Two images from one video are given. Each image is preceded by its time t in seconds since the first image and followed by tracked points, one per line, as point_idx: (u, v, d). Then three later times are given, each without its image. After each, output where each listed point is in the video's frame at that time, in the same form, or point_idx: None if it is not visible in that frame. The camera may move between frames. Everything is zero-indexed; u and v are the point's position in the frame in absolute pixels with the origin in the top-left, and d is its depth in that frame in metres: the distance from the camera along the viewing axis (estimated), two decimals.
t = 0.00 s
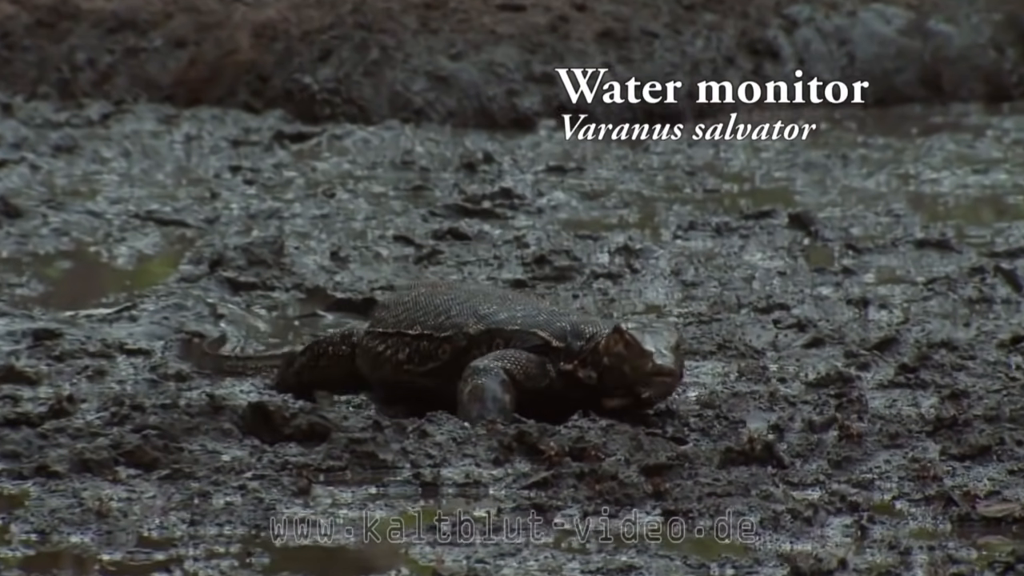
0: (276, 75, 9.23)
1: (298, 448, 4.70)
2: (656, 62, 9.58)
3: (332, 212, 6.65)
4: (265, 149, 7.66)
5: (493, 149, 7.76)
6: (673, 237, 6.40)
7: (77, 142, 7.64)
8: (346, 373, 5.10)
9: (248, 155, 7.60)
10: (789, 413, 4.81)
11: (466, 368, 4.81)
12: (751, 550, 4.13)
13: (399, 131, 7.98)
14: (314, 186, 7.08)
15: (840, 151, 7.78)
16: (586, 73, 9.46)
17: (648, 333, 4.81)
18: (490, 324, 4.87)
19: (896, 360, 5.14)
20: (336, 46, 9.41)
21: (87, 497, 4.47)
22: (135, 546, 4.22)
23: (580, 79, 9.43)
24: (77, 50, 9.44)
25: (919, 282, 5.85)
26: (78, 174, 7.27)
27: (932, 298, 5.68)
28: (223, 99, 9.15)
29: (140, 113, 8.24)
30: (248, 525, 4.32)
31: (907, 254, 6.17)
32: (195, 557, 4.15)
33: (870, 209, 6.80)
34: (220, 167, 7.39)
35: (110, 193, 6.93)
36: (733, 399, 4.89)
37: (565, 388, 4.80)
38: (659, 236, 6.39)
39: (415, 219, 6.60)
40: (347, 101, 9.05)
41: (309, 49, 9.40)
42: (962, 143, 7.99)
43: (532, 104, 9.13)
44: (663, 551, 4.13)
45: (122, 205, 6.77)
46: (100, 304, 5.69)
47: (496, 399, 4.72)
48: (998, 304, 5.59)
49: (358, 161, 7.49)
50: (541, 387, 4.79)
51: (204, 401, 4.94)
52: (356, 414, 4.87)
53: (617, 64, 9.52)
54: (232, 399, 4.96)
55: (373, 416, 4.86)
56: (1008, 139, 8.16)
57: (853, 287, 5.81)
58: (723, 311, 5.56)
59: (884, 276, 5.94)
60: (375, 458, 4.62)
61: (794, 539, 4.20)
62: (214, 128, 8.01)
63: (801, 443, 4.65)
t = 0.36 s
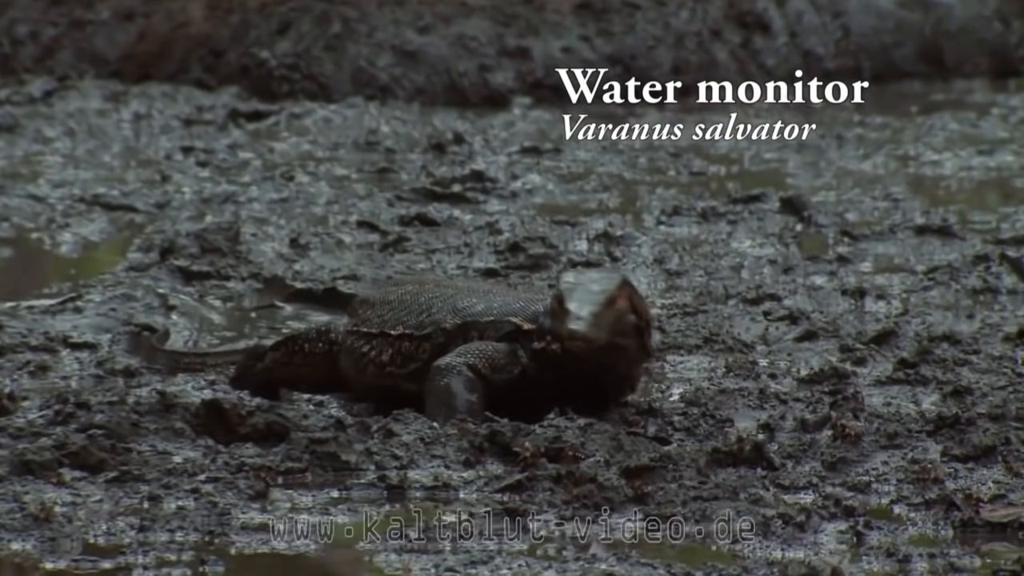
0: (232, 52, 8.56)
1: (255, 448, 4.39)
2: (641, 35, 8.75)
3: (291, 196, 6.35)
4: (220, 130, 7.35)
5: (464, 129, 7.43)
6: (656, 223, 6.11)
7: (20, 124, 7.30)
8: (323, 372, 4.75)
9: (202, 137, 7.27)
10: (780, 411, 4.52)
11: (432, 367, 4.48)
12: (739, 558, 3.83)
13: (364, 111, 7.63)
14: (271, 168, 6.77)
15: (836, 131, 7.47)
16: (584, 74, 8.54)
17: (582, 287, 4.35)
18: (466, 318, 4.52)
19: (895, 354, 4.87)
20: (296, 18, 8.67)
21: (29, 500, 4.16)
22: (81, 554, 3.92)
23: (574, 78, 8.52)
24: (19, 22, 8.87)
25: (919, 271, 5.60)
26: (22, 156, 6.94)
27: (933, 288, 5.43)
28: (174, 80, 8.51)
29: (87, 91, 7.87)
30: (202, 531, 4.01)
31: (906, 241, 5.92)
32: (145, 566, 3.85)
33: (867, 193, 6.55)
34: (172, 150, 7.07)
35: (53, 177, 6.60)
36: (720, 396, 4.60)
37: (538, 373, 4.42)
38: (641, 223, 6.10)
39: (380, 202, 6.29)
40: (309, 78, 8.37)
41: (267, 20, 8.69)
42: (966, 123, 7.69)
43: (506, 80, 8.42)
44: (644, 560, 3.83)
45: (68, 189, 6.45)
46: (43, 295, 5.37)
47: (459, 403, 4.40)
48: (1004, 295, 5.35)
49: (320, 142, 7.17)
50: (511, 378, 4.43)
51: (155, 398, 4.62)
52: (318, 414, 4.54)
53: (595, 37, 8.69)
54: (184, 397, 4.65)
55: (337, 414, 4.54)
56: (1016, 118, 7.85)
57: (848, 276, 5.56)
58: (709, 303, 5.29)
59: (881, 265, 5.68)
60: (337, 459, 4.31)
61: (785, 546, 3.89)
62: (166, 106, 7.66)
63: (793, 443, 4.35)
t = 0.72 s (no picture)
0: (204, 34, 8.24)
1: (231, 447, 4.22)
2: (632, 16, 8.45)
3: (267, 184, 6.18)
4: (193, 116, 7.16)
5: (447, 115, 7.25)
6: (647, 212, 5.94)
7: None
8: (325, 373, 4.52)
9: (175, 123, 7.08)
10: (776, 410, 4.36)
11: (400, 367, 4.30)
12: (734, 561, 3.66)
13: (343, 95, 7.43)
14: (246, 155, 6.59)
15: (834, 118, 7.29)
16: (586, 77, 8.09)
17: (473, 272, 4.20)
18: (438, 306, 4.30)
19: (896, 350, 4.74)
20: None
21: None
22: (49, 556, 3.74)
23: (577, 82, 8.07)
24: None
25: (921, 263, 5.46)
26: None
27: (936, 281, 5.29)
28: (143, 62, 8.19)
29: (55, 75, 7.66)
30: (176, 533, 3.84)
31: (908, 231, 5.78)
32: (116, 568, 3.67)
33: (866, 181, 6.41)
34: (143, 137, 6.88)
35: (19, 165, 6.42)
36: (713, 394, 4.44)
37: (498, 358, 4.24)
38: (632, 213, 5.93)
39: (359, 190, 6.11)
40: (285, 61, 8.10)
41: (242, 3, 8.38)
42: (971, 109, 7.52)
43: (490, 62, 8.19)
44: (636, 562, 3.66)
45: (36, 177, 6.26)
46: (9, 287, 5.20)
47: (429, 402, 4.21)
48: (1010, 288, 5.21)
49: (297, 128, 6.99)
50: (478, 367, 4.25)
51: (126, 396, 4.45)
52: (296, 413, 4.37)
53: (584, 19, 8.40)
54: (156, 394, 4.48)
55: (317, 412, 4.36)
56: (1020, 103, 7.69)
57: (848, 268, 5.42)
58: (703, 296, 5.14)
59: (882, 257, 5.54)
60: (316, 459, 4.14)
61: (782, 549, 3.72)
62: (138, 91, 7.46)
63: (790, 442, 4.19)
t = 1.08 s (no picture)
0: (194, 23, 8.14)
1: (221, 444, 4.15)
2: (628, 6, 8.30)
3: (258, 177, 6.11)
4: (183, 109, 7.08)
5: (441, 107, 7.18)
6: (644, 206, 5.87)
7: None
8: (325, 367, 4.27)
9: (165, 115, 7.01)
10: (775, 406, 4.31)
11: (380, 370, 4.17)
12: (733, 560, 3.60)
13: (336, 87, 7.35)
14: (236, 148, 6.52)
15: (834, 110, 7.22)
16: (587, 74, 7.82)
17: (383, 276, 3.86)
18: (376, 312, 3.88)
19: (896, 345, 4.69)
20: None
21: None
22: (38, 556, 3.68)
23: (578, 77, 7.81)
24: None
25: (922, 257, 5.40)
26: None
27: (937, 275, 5.23)
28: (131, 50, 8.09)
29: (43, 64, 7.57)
30: (166, 532, 3.77)
31: (909, 224, 5.72)
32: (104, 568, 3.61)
33: (867, 174, 6.35)
34: (132, 129, 6.81)
35: (7, 158, 6.35)
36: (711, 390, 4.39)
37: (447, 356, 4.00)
38: (629, 206, 5.86)
39: (352, 183, 6.04)
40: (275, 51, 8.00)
41: None
42: (971, 101, 7.45)
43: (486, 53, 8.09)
44: (634, 561, 3.59)
45: (24, 170, 6.20)
46: None
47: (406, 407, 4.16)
48: (1012, 282, 5.16)
49: (287, 120, 6.92)
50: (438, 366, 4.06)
51: (115, 392, 4.38)
52: (288, 408, 4.30)
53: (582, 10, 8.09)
54: (145, 390, 4.41)
55: (309, 409, 4.30)
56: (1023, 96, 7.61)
57: (848, 262, 5.36)
58: (701, 290, 5.08)
59: (882, 250, 5.48)
60: (307, 456, 4.07)
61: (781, 548, 3.66)
62: (127, 81, 7.37)
63: (790, 439, 4.13)
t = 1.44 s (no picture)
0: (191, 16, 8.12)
1: (218, 440, 4.15)
2: None
3: (256, 173, 6.10)
4: (180, 103, 7.07)
5: (439, 102, 7.17)
6: (642, 201, 5.87)
7: None
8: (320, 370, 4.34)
9: (162, 111, 7.00)
10: (773, 402, 4.31)
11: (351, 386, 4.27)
12: (730, 555, 3.59)
13: (333, 82, 7.34)
14: (234, 143, 6.52)
15: (833, 107, 7.21)
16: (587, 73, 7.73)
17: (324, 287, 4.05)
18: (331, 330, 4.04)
19: (894, 341, 4.69)
20: None
21: None
22: (36, 551, 3.68)
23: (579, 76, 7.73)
24: None
25: (920, 252, 5.39)
26: None
27: (935, 270, 5.23)
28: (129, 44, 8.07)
29: (40, 59, 7.56)
30: (163, 527, 3.77)
31: (907, 220, 5.72)
32: (102, 563, 3.61)
33: (865, 169, 6.35)
34: (129, 125, 6.80)
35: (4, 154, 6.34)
36: (709, 385, 4.38)
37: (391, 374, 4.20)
38: (626, 202, 5.86)
39: (350, 179, 6.03)
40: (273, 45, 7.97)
41: None
42: (970, 96, 7.44)
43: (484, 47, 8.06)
44: (631, 557, 3.59)
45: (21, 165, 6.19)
46: None
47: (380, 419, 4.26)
48: (1010, 277, 5.16)
49: (285, 115, 6.91)
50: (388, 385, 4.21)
51: (112, 387, 4.38)
52: (286, 404, 4.29)
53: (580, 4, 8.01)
54: (143, 386, 4.41)
55: (307, 403, 4.29)
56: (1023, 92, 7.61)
57: (846, 257, 5.35)
58: (698, 286, 5.08)
59: (881, 246, 5.48)
60: (305, 451, 4.07)
61: (779, 543, 3.66)
62: (123, 76, 7.36)
63: (787, 435, 4.13)
